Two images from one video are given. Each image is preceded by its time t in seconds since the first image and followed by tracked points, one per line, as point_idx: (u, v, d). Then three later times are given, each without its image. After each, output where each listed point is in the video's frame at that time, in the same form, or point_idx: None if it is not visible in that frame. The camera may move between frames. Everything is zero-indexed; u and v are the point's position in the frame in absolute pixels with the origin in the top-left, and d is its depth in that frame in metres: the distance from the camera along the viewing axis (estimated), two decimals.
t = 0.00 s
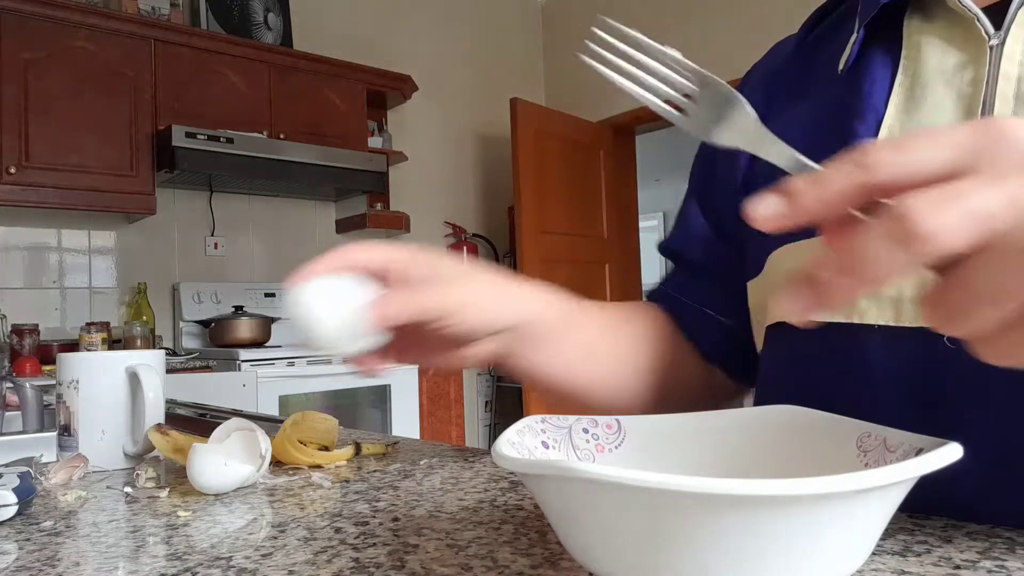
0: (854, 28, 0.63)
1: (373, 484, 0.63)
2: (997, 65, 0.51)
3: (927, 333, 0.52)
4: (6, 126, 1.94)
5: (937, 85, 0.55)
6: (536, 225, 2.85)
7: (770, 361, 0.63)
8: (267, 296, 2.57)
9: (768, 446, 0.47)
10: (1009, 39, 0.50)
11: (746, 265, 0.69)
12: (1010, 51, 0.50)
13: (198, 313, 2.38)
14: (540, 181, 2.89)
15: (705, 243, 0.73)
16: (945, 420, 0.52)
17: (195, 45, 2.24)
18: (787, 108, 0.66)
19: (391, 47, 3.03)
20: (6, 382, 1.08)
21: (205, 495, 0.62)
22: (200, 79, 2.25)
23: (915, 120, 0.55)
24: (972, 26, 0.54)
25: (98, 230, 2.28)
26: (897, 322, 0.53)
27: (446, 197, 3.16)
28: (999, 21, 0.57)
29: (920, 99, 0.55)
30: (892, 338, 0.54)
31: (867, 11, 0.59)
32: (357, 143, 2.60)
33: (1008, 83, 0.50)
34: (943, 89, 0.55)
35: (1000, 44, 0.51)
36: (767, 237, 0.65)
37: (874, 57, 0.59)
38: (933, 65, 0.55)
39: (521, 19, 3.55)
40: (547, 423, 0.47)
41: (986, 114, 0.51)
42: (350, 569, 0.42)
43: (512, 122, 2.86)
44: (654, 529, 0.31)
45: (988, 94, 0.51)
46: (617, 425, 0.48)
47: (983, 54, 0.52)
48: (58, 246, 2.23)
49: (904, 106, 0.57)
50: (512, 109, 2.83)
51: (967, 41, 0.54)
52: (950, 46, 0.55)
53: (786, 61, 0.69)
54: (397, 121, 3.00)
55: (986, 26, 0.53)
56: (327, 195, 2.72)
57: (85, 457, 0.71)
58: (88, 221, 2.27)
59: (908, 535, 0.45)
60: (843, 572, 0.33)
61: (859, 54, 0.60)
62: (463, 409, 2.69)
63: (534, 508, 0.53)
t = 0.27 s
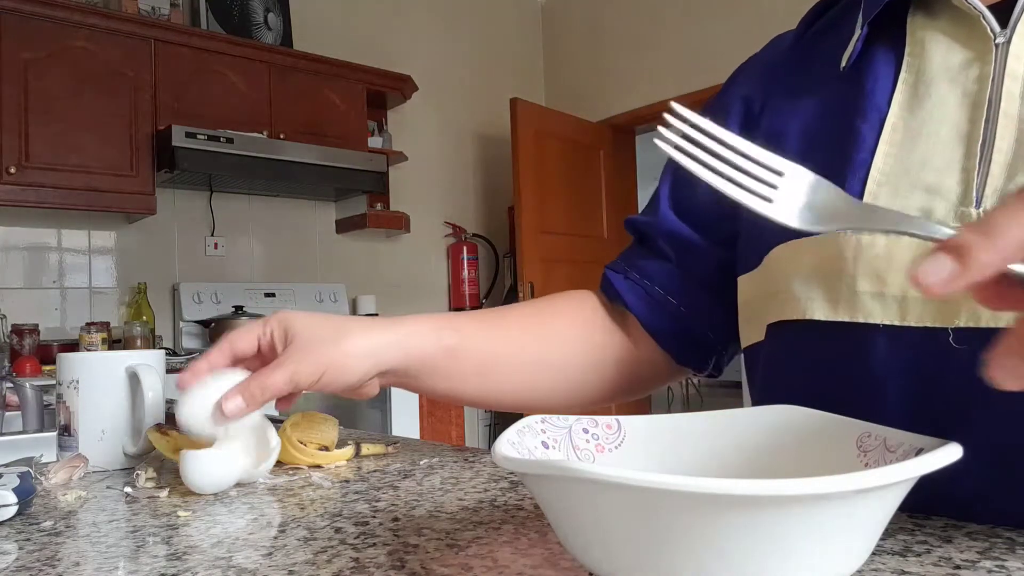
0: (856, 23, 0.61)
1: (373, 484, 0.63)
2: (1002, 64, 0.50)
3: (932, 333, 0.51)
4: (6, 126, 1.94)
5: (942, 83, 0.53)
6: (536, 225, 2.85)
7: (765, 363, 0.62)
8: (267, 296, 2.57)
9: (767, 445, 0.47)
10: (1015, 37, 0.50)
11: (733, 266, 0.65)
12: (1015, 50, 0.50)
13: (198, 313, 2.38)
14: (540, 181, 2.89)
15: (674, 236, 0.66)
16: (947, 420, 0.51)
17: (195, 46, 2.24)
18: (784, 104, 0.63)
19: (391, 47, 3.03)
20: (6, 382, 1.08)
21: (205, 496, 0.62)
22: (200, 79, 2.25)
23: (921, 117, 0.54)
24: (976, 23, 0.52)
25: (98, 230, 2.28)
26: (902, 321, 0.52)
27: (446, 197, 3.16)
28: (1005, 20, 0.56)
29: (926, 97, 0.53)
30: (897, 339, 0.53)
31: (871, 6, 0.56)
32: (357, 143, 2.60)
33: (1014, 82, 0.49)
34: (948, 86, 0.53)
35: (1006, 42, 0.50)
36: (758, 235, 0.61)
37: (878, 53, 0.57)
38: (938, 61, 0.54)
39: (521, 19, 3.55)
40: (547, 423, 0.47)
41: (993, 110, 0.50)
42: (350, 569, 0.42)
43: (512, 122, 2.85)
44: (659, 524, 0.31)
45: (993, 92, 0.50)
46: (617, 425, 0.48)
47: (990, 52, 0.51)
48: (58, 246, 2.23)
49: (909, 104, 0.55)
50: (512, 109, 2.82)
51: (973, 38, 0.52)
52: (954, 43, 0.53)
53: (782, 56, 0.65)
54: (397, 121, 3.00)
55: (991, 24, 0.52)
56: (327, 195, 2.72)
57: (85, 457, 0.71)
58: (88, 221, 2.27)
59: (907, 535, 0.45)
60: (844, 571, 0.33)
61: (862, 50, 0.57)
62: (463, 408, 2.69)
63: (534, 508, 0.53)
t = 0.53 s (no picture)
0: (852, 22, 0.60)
1: (373, 484, 0.63)
2: (1004, 63, 0.49)
3: (940, 332, 0.50)
4: (7, 126, 1.94)
5: (941, 83, 0.52)
6: (536, 225, 2.85)
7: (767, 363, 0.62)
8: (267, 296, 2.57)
9: (768, 445, 0.47)
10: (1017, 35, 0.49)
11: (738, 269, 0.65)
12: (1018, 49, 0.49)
13: (198, 313, 2.38)
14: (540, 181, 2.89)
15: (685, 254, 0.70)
16: (946, 421, 0.51)
17: (195, 46, 2.24)
18: (779, 105, 0.62)
19: (391, 47, 3.03)
20: (6, 382, 1.08)
21: (207, 496, 0.62)
22: (200, 79, 2.25)
23: (921, 117, 0.53)
24: (975, 21, 0.51)
25: (98, 230, 2.28)
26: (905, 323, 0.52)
27: (446, 197, 3.16)
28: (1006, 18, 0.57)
29: (925, 98, 0.53)
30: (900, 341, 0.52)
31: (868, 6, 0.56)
32: (357, 143, 2.60)
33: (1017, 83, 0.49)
34: (948, 86, 0.52)
35: (1009, 40, 0.49)
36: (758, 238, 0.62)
37: (875, 52, 0.56)
38: (938, 62, 0.53)
39: (521, 19, 3.55)
40: (547, 423, 0.46)
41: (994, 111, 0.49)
42: (350, 569, 0.42)
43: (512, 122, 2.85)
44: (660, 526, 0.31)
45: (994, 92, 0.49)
46: (617, 425, 0.48)
47: (991, 52, 0.50)
48: (58, 246, 2.23)
49: (908, 105, 0.54)
50: (512, 109, 2.82)
51: (972, 37, 0.51)
52: (955, 42, 0.52)
53: (777, 56, 0.65)
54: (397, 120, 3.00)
55: (991, 22, 0.50)
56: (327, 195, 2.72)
57: (85, 457, 0.71)
58: (88, 221, 2.27)
59: (908, 535, 0.45)
60: (844, 571, 0.33)
61: (859, 50, 0.57)
62: (463, 408, 2.69)
63: (534, 508, 0.53)
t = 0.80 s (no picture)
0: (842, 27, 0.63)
1: (373, 484, 0.63)
2: (989, 68, 0.52)
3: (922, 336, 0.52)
4: (6, 126, 1.94)
5: (928, 87, 0.55)
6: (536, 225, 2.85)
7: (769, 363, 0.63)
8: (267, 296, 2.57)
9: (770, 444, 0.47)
10: (1002, 41, 0.52)
11: (749, 272, 0.69)
12: (1003, 53, 0.51)
13: (198, 313, 2.38)
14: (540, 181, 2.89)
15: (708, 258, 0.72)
16: (946, 420, 0.52)
17: (195, 46, 2.24)
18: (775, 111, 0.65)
19: (391, 47, 3.03)
20: (5, 382, 1.08)
21: (205, 496, 0.62)
22: (200, 80, 2.25)
23: (909, 119, 0.55)
24: (963, 26, 0.54)
25: (97, 230, 2.28)
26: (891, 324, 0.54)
27: (446, 197, 3.16)
28: (993, 23, 0.57)
29: (914, 100, 0.55)
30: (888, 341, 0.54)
31: (855, 13, 0.58)
32: (357, 143, 2.60)
33: (1002, 87, 0.51)
34: (936, 89, 0.55)
35: (994, 46, 0.52)
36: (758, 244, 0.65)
37: (865, 58, 0.59)
38: (927, 65, 0.56)
39: (521, 18, 3.55)
40: (547, 423, 0.46)
41: (979, 115, 0.52)
42: (350, 569, 0.42)
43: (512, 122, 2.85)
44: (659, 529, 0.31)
45: (981, 96, 0.52)
46: (617, 426, 0.48)
47: (978, 54, 0.53)
48: (58, 246, 2.23)
49: (896, 108, 0.56)
50: (512, 109, 2.82)
51: (959, 43, 0.54)
52: (945, 47, 0.55)
53: (774, 66, 0.68)
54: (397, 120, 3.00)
55: (978, 26, 0.53)
56: (327, 194, 2.72)
57: (85, 457, 0.71)
58: (88, 221, 2.27)
59: (908, 535, 0.45)
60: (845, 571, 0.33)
61: (847, 56, 0.59)
62: (463, 409, 2.68)
63: (534, 508, 0.53)
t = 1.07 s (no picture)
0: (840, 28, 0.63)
1: (373, 484, 0.63)
2: (984, 69, 0.52)
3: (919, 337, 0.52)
4: (6, 126, 1.94)
5: (924, 88, 0.55)
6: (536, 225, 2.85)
7: (770, 364, 0.63)
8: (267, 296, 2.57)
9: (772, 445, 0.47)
10: (997, 41, 0.52)
11: (750, 273, 0.69)
12: (998, 54, 0.51)
13: (198, 313, 2.38)
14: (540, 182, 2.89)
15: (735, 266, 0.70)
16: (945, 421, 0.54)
17: (195, 46, 2.24)
18: (774, 112, 0.65)
19: (391, 47, 3.03)
20: (6, 382, 1.08)
21: (204, 496, 0.62)
22: (200, 80, 2.25)
23: (905, 121, 0.56)
24: (959, 27, 0.54)
25: (97, 230, 2.28)
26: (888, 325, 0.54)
27: (446, 197, 3.16)
28: (988, 22, 0.57)
29: (910, 102, 0.55)
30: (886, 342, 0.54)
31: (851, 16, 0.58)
32: (357, 143, 2.60)
33: (998, 88, 0.51)
34: (932, 91, 0.55)
35: (988, 46, 0.52)
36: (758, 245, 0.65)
37: (862, 59, 0.59)
38: (922, 66, 0.55)
39: (521, 18, 3.55)
40: (545, 422, 0.46)
41: (974, 116, 0.52)
42: (349, 569, 0.42)
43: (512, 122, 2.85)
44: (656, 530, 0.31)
45: (976, 97, 0.52)
46: (614, 423, 0.49)
47: (973, 55, 0.53)
48: (58, 246, 2.23)
49: (892, 110, 0.57)
50: (512, 109, 2.82)
51: (955, 44, 0.54)
52: (940, 48, 0.55)
53: (773, 67, 0.68)
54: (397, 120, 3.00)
55: (973, 27, 0.53)
56: (327, 194, 2.72)
57: (85, 457, 0.71)
58: (88, 221, 2.27)
59: (907, 535, 0.45)
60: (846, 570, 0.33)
61: (845, 58, 0.59)
62: (463, 409, 2.68)
63: (534, 508, 0.53)
